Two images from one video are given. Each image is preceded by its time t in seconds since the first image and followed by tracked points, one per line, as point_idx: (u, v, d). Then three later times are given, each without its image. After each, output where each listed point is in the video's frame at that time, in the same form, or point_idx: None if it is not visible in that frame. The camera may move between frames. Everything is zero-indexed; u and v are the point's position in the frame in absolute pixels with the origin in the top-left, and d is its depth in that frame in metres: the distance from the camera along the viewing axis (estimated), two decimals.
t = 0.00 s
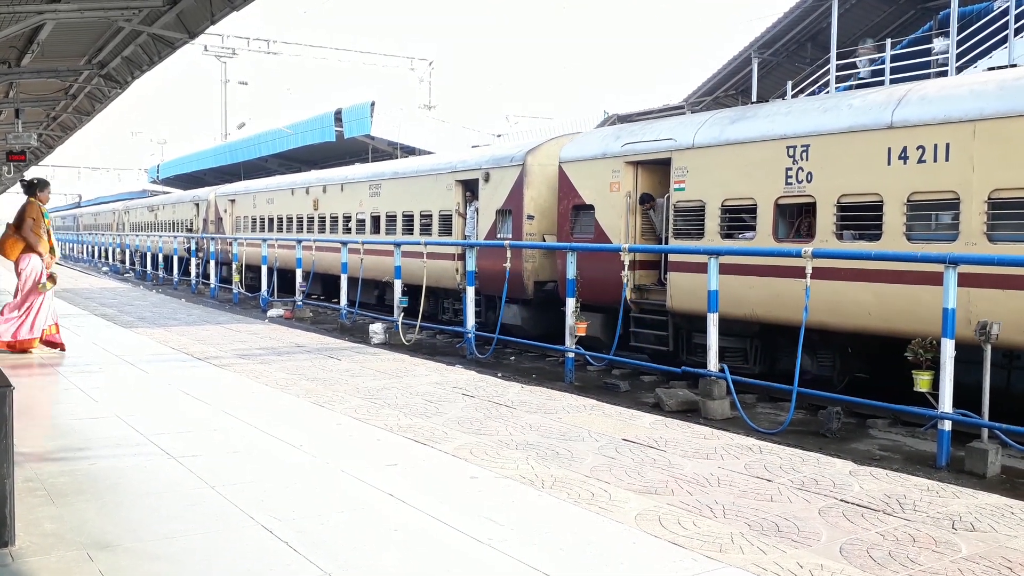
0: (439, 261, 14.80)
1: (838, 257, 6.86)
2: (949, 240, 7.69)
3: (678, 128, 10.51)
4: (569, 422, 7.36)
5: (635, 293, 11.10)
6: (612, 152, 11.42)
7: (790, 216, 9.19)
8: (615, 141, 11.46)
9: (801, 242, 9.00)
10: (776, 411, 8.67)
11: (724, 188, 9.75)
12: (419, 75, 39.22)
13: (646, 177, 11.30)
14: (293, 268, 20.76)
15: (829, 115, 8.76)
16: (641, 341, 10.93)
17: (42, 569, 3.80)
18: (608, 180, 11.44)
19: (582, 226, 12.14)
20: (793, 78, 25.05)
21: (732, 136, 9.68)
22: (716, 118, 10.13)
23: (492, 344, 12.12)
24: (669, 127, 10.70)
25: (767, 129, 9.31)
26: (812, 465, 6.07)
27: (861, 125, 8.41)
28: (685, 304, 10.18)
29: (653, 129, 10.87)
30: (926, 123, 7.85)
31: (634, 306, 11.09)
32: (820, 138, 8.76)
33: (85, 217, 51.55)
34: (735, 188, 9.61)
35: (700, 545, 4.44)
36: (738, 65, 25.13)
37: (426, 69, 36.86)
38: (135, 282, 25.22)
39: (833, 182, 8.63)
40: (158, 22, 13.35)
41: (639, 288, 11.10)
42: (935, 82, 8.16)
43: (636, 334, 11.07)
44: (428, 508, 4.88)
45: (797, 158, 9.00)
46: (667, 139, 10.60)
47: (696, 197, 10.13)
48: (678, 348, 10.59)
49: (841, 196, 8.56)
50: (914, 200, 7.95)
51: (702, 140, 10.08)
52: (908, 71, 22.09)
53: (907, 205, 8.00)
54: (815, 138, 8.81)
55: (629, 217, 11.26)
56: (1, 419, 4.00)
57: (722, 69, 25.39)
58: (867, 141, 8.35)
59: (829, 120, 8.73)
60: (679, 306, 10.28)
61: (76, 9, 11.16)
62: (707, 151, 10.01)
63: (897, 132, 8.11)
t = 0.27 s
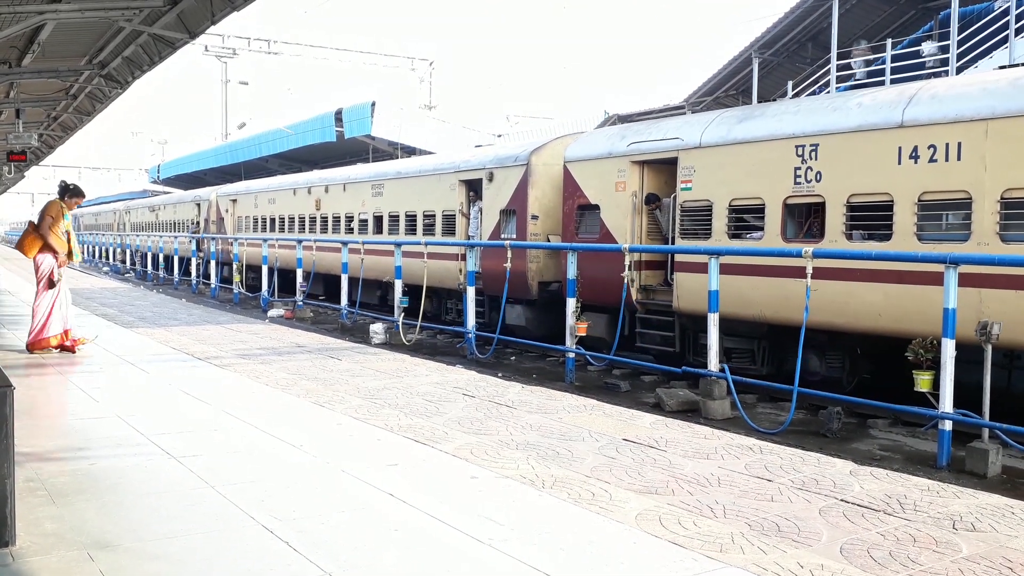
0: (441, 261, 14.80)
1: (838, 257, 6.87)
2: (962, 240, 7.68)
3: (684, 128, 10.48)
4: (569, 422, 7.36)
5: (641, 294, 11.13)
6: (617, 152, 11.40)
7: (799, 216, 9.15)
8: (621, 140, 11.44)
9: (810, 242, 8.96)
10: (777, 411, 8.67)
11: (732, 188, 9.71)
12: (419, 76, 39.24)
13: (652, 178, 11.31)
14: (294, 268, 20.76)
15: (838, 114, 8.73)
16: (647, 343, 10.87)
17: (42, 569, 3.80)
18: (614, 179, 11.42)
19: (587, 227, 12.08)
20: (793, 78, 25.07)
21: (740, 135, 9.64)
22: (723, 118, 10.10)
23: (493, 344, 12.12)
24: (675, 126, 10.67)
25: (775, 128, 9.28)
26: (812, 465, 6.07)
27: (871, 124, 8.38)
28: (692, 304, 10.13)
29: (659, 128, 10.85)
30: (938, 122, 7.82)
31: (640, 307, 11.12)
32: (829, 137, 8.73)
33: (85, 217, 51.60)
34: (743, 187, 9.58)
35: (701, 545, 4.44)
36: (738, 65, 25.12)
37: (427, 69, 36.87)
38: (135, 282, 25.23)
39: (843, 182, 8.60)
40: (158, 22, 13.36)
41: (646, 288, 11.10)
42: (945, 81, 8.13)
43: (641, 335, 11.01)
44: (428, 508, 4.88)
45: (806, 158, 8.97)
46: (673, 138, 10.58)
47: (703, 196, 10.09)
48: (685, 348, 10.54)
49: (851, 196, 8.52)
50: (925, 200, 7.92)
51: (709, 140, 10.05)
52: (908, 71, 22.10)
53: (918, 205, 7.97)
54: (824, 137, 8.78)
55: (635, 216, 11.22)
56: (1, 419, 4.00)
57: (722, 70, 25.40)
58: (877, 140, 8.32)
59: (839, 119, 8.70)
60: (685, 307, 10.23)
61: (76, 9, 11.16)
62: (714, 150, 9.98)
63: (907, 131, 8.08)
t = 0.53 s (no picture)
0: (443, 261, 14.80)
1: (838, 256, 6.89)
2: (973, 239, 7.63)
3: (691, 126, 10.46)
4: (569, 421, 7.36)
5: (647, 293, 11.06)
6: (623, 150, 11.38)
7: (807, 215, 9.12)
8: (627, 139, 11.42)
9: (819, 241, 8.94)
10: (777, 411, 8.66)
11: (740, 187, 9.69)
12: (419, 75, 39.23)
13: (658, 177, 11.23)
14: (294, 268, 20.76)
15: (847, 113, 8.70)
16: (651, 343, 10.72)
17: (42, 569, 3.80)
18: (619, 179, 11.40)
19: (592, 226, 12.08)
20: (793, 78, 25.08)
21: (747, 133, 9.62)
22: (730, 116, 10.07)
23: (493, 344, 12.11)
24: (681, 125, 10.65)
25: (783, 127, 9.26)
26: (813, 464, 6.07)
27: (880, 122, 8.34)
28: (698, 304, 10.10)
29: (665, 127, 10.83)
30: (947, 120, 7.77)
31: (646, 307, 11.05)
32: (838, 136, 8.70)
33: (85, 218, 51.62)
34: (751, 186, 9.56)
35: (701, 544, 4.44)
36: (738, 65, 25.12)
37: (426, 68, 36.85)
38: (135, 282, 25.23)
39: (852, 180, 8.57)
40: (158, 22, 13.35)
41: (651, 288, 11.04)
42: (956, 78, 8.07)
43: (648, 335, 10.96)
44: (428, 507, 4.88)
45: (814, 156, 8.94)
46: (679, 137, 10.56)
47: (710, 196, 10.08)
48: (691, 349, 10.45)
49: (860, 195, 8.49)
50: (935, 199, 7.87)
51: (716, 138, 10.03)
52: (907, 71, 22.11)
53: (929, 204, 7.92)
54: (832, 135, 8.75)
55: (641, 216, 11.20)
56: (1, 419, 4.00)
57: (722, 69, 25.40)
58: (887, 138, 8.28)
59: (847, 117, 8.67)
60: (692, 307, 10.21)
61: (76, 9, 11.16)
62: (721, 149, 9.97)
63: (917, 130, 8.03)
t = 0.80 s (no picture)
0: (446, 262, 14.81)
1: (839, 257, 6.89)
2: (986, 239, 7.60)
3: (699, 126, 10.43)
4: (570, 422, 7.36)
5: (653, 294, 11.00)
6: (630, 150, 11.36)
7: (818, 215, 9.09)
8: (634, 139, 11.40)
9: (829, 242, 8.90)
10: (778, 411, 8.67)
11: (749, 187, 9.66)
12: (421, 76, 39.26)
13: (665, 177, 11.25)
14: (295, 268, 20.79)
15: (858, 112, 8.66)
16: (659, 344, 10.77)
17: (43, 570, 3.80)
18: (626, 179, 11.37)
19: (598, 226, 12.04)
20: (794, 78, 25.07)
21: (757, 133, 9.59)
22: (739, 116, 10.04)
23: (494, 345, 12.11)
24: (689, 125, 10.63)
25: (793, 126, 9.23)
26: (814, 465, 6.07)
27: (892, 122, 8.30)
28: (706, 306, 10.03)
29: (673, 127, 10.81)
30: (961, 119, 7.73)
31: (653, 308, 10.99)
32: (849, 135, 8.66)
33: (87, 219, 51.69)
34: (760, 186, 9.53)
35: (702, 545, 4.44)
36: (739, 65, 25.12)
37: (428, 69, 36.86)
38: (137, 283, 25.26)
39: (863, 180, 8.53)
40: (159, 22, 13.37)
41: (659, 289, 11.02)
42: (968, 77, 8.03)
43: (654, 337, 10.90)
44: (430, 507, 4.89)
45: (825, 156, 8.91)
46: (687, 136, 10.53)
47: (719, 196, 10.06)
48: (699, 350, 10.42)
49: (871, 195, 8.45)
50: (948, 199, 7.83)
51: (724, 138, 10.01)
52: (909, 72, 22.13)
53: (941, 204, 7.88)
54: (843, 135, 8.72)
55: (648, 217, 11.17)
56: (3, 419, 4.01)
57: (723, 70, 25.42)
58: (899, 138, 8.24)
59: (859, 117, 8.63)
60: (700, 309, 10.15)
61: (77, 10, 11.17)
62: (730, 148, 9.94)
63: (930, 129, 7.99)
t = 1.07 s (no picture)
0: (447, 261, 14.80)
1: (840, 256, 6.89)
2: (999, 238, 7.53)
3: (706, 124, 10.39)
4: (570, 422, 7.35)
5: (660, 295, 10.94)
6: (636, 149, 11.32)
7: (827, 214, 9.04)
8: (639, 138, 11.36)
9: (839, 241, 8.84)
10: (778, 411, 8.67)
11: (757, 186, 9.61)
12: (421, 75, 39.24)
13: (672, 176, 11.22)
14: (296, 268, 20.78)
15: (868, 110, 8.61)
16: (665, 344, 10.64)
17: (44, 570, 3.80)
18: (632, 178, 11.35)
19: (603, 226, 12.02)
20: (794, 78, 25.08)
21: (765, 132, 9.54)
22: (747, 115, 10.00)
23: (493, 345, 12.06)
24: (696, 123, 10.58)
25: (802, 125, 9.18)
26: (814, 464, 6.07)
27: (903, 120, 8.25)
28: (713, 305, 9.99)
29: (679, 126, 10.76)
30: (972, 118, 7.67)
31: (660, 309, 10.92)
32: (859, 134, 8.61)
33: (87, 219, 51.71)
34: (769, 185, 9.48)
35: (703, 544, 4.44)
36: (739, 65, 25.12)
37: (427, 69, 36.85)
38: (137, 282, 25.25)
39: (873, 179, 8.48)
40: (159, 22, 13.37)
41: (665, 290, 10.94)
42: (980, 75, 7.97)
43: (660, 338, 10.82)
44: (430, 507, 4.89)
45: (834, 155, 8.86)
46: (694, 135, 10.50)
47: (726, 195, 10.01)
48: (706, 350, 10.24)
49: (882, 194, 8.40)
50: (960, 198, 7.77)
51: (732, 137, 9.97)
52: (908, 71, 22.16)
53: (953, 203, 7.82)
54: (853, 133, 8.67)
55: (654, 216, 11.18)
56: (3, 419, 4.01)
57: (723, 70, 25.44)
58: (910, 136, 8.19)
59: (869, 115, 8.58)
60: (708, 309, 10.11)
61: (77, 10, 11.17)
62: (737, 147, 9.90)
63: (941, 127, 7.93)
